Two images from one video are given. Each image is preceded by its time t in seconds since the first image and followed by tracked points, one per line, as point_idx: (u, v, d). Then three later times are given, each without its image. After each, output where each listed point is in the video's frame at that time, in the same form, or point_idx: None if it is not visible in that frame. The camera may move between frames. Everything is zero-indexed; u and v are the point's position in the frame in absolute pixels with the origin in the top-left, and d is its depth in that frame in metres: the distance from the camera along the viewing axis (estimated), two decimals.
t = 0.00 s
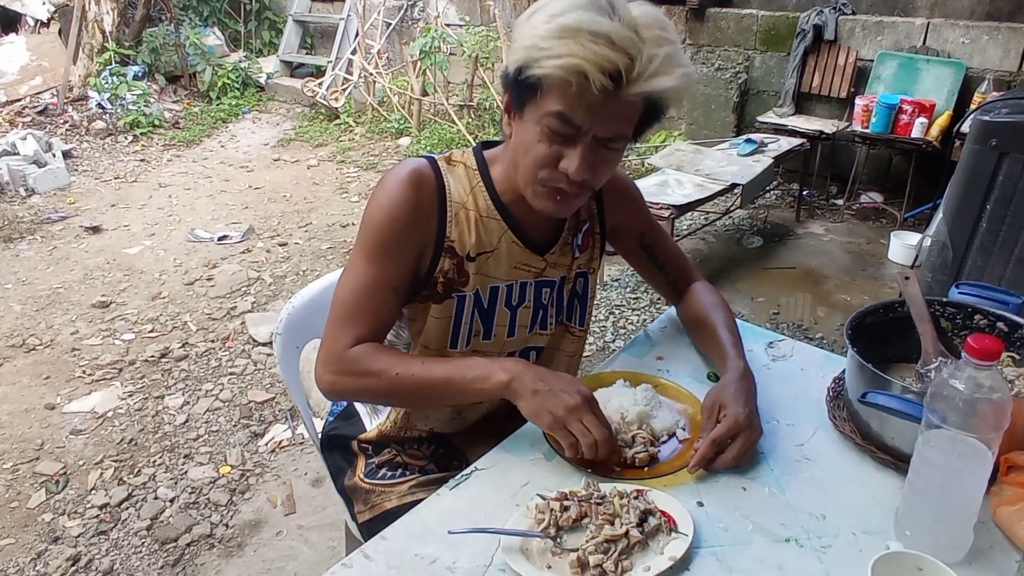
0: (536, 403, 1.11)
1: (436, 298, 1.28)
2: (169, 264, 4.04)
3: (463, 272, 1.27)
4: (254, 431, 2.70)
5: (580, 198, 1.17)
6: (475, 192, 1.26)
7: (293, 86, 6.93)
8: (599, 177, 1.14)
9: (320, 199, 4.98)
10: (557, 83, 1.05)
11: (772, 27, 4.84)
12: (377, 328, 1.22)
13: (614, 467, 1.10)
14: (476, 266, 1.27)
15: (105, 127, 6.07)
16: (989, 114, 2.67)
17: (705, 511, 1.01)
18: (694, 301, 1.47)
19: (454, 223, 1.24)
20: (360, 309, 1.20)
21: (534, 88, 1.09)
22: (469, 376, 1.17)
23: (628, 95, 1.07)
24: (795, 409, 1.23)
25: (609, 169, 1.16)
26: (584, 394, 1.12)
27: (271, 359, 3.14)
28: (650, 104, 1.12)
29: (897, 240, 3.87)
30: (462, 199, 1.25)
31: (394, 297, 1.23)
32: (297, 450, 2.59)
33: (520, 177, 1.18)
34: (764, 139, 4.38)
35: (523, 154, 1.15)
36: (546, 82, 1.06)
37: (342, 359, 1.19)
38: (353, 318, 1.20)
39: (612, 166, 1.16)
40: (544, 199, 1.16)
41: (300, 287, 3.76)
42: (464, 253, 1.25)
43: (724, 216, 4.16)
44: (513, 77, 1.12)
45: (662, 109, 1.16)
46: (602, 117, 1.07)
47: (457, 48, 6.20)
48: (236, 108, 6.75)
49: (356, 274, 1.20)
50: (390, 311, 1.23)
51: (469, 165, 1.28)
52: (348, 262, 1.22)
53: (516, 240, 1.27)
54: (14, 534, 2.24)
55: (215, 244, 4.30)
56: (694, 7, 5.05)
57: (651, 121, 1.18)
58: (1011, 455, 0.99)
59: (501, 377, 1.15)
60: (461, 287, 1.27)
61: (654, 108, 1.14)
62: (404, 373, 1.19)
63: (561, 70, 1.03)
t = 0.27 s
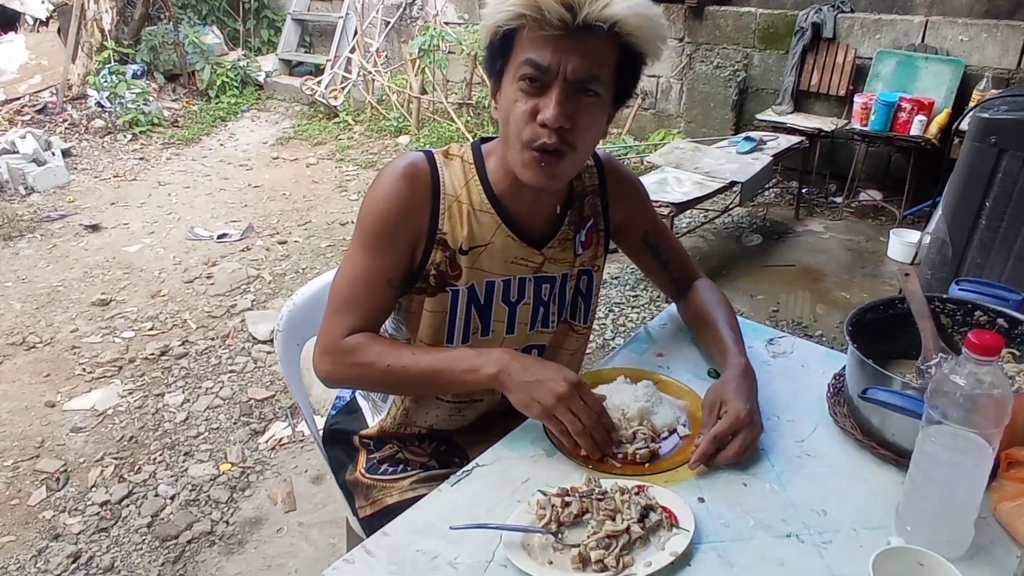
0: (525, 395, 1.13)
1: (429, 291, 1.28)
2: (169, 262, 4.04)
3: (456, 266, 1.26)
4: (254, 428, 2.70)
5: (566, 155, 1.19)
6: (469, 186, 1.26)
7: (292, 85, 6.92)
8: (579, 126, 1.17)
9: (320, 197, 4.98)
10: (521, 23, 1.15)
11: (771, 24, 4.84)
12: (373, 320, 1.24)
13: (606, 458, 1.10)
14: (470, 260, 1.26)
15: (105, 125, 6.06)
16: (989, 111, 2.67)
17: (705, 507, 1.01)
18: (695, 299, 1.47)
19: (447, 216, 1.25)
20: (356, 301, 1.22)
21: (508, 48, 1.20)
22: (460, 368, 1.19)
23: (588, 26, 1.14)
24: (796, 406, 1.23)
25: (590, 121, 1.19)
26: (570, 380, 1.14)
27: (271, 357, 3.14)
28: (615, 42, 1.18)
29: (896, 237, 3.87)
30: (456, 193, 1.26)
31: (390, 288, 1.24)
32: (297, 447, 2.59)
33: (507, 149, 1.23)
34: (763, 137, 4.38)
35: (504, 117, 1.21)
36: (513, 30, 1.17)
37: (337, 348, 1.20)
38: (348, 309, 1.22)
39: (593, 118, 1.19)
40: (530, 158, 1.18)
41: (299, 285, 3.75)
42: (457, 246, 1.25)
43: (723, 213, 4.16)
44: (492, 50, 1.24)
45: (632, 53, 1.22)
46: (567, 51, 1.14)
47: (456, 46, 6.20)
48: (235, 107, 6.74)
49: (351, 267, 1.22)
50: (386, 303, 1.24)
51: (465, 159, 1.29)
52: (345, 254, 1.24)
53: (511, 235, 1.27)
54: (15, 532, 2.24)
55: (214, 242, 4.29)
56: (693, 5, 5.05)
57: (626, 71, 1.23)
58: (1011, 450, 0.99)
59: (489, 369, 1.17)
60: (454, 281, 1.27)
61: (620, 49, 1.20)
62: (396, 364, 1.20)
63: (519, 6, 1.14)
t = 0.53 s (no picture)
0: (535, 393, 1.16)
1: (427, 291, 1.28)
2: (170, 263, 4.04)
3: (452, 265, 1.26)
4: (255, 429, 2.70)
5: (564, 143, 1.19)
6: (464, 186, 1.26)
7: (293, 85, 6.93)
8: (575, 115, 1.18)
9: (321, 198, 4.98)
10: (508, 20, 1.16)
11: (771, 25, 4.84)
12: (378, 323, 1.25)
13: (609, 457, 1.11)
14: (465, 259, 1.26)
15: (106, 127, 6.06)
16: (991, 111, 2.67)
17: (706, 507, 1.01)
18: (695, 299, 1.47)
19: (442, 215, 1.25)
20: (361, 306, 1.23)
21: (497, 44, 1.21)
22: (469, 373, 1.21)
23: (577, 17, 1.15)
24: (797, 407, 1.23)
25: (585, 110, 1.19)
26: (581, 375, 1.16)
27: (272, 357, 3.14)
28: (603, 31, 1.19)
29: (898, 238, 3.87)
30: (451, 192, 1.26)
31: (392, 289, 1.25)
32: (298, 448, 2.59)
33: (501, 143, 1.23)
34: (764, 137, 4.38)
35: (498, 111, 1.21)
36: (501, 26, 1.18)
37: (346, 354, 1.22)
38: (354, 315, 1.23)
39: (588, 107, 1.19)
40: (526, 148, 1.18)
41: (300, 286, 3.75)
42: (452, 245, 1.25)
43: (724, 214, 4.16)
44: (480, 48, 1.24)
45: (620, 42, 1.23)
46: (557, 41, 1.15)
47: (457, 47, 6.20)
48: (237, 108, 6.74)
49: (354, 272, 1.23)
50: (389, 305, 1.26)
51: (460, 158, 1.30)
52: (346, 258, 1.25)
53: (507, 233, 1.27)
54: (17, 532, 2.24)
55: (216, 243, 4.30)
56: (694, 6, 5.05)
57: (616, 61, 1.24)
58: (1013, 451, 0.99)
59: (499, 374, 1.20)
60: (450, 280, 1.27)
61: (608, 37, 1.20)
62: (403, 367, 1.22)
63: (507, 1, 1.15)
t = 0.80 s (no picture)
0: (543, 404, 1.12)
1: (427, 284, 1.28)
2: (170, 263, 4.04)
3: (452, 256, 1.27)
4: (256, 429, 2.70)
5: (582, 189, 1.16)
6: (461, 179, 1.26)
7: (292, 85, 6.93)
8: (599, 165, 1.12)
9: (321, 197, 4.98)
10: (545, 87, 1.02)
11: (772, 24, 4.83)
12: (384, 317, 1.23)
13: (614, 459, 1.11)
14: (464, 250, 1.27)
15: (106, 126, 6.06)
16: (992, 111, 2.67)
17: (709, 508, 1.01)
18: (695, 299, 1.47)
19: (441, 208, 1.25)
20: (365, 300, 1.21)
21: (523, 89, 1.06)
22: (473, 378, 1.17)
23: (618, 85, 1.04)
24: (798, 407, 1.23)
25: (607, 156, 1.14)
26: (587, 384, 1.11)
27: (273, 357, 3.14)
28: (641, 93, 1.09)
29: (898, 237, 3.87)
30: (449, 186, 1.26)
31: (395, 283, 1.23)
32: (299, 448, 2.59)
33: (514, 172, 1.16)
34: (765, 136, 4.38)
35: (517, 153, 1.13)
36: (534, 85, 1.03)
37: (351, 350, 1.19)
38: (358, 309, 1.21)
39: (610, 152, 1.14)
40: (543, 195, 1.15)
41: (301, 286, 3.75)
42: (451, 236, 1.26)
43: (725, 213, 4.16)
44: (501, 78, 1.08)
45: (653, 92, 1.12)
46: (594, 110, 1.04)
47: (457, 46, 6.20)
48: (236, 107, 6.75)
49: (357, 266, 1.21)
50: (394, 300, 1.24)
51: (455, 153, 1.29)
52: (349, 256, 1.23)
53: (504, 225, 1.28)
54: (18, 532, 2.24)
55: (216, 242, 4.30)
56: (694, 5, 5.05)
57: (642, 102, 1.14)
58: (1016, 452, 0.99)
59: (505, 380, 1.15)
60: (450, 272, 1.28)
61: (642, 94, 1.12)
62: (410, 367, 1.18)
63: (547, 73, 1.00)
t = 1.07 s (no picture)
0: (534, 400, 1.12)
1: (430, 286, 1.28)
2: (172, 265, 4.04)
3: (454, 259, 1.27)
4: (258, 431, 2.70)
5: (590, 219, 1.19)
6: (464, 182, 1.26)
7: (293, 87, 6.94)
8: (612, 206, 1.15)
9: (323, 199, 4.98)
10: (582, 161, 1.02)
11: (772, 25, 4.83)
12: (376, 317, 1.21)
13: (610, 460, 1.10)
14: (466, 253, 1.27)
15: (107, 128, 6.06)
16: (994, 113, 2.67)
17: (712, 511, 1.01)
18: (697, 301, 1.47)
19: (442, 211, 1.24)
20: (358, 297, 1.19)
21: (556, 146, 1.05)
22: (463, 370, 1.16)
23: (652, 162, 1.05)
24: (800, 409, 1.23)
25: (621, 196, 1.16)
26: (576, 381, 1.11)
27: (274, 359, 3.14)
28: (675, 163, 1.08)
29: (899, 238, 3.87)
30: (451, 189, 1.25)
31: (390, 284, 1.22)
32: (301, 450, 2.59)
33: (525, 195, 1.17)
34: (766, 137, 4.38)
35: (534, 188, 1.13)
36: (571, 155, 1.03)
37: (339, 346, 1.18)
38: (351, 306, 1.20)
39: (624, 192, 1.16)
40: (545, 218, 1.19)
41: (302, 287, 3.76)
42: (453, 239, 1.25)
43: (726, 214, 4.15)
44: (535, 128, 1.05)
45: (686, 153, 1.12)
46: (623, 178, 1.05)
47: (457, 48, 6.20)
48: (237, 109, 6.75)
49: (353, 263, 1.20)
50: (388, 301, 1.22)
51: (458, 157, 1.28)
52: (347, 253, 1.22)
53: (506, 230, 1.27)
54: (20, 535, 2.24)
55: (217, 244, 4.30)
56: (695, 6, 5.05)
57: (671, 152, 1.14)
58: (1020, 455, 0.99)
59: (494, 373, 1.15)
60: (453, 274, 1.28)
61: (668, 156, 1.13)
62: (397, 362, 1.17)
63: (590, 156, 1.00)
